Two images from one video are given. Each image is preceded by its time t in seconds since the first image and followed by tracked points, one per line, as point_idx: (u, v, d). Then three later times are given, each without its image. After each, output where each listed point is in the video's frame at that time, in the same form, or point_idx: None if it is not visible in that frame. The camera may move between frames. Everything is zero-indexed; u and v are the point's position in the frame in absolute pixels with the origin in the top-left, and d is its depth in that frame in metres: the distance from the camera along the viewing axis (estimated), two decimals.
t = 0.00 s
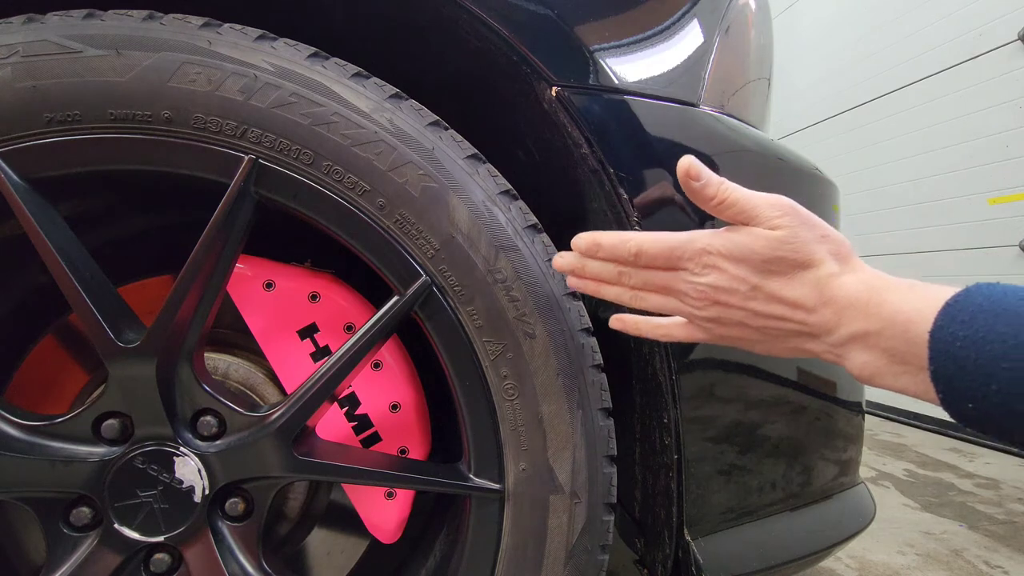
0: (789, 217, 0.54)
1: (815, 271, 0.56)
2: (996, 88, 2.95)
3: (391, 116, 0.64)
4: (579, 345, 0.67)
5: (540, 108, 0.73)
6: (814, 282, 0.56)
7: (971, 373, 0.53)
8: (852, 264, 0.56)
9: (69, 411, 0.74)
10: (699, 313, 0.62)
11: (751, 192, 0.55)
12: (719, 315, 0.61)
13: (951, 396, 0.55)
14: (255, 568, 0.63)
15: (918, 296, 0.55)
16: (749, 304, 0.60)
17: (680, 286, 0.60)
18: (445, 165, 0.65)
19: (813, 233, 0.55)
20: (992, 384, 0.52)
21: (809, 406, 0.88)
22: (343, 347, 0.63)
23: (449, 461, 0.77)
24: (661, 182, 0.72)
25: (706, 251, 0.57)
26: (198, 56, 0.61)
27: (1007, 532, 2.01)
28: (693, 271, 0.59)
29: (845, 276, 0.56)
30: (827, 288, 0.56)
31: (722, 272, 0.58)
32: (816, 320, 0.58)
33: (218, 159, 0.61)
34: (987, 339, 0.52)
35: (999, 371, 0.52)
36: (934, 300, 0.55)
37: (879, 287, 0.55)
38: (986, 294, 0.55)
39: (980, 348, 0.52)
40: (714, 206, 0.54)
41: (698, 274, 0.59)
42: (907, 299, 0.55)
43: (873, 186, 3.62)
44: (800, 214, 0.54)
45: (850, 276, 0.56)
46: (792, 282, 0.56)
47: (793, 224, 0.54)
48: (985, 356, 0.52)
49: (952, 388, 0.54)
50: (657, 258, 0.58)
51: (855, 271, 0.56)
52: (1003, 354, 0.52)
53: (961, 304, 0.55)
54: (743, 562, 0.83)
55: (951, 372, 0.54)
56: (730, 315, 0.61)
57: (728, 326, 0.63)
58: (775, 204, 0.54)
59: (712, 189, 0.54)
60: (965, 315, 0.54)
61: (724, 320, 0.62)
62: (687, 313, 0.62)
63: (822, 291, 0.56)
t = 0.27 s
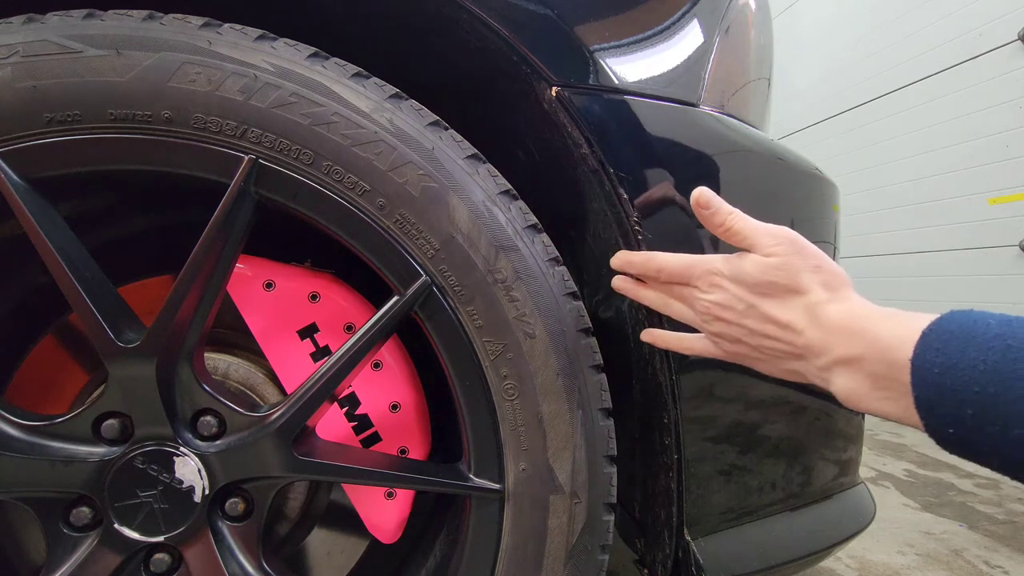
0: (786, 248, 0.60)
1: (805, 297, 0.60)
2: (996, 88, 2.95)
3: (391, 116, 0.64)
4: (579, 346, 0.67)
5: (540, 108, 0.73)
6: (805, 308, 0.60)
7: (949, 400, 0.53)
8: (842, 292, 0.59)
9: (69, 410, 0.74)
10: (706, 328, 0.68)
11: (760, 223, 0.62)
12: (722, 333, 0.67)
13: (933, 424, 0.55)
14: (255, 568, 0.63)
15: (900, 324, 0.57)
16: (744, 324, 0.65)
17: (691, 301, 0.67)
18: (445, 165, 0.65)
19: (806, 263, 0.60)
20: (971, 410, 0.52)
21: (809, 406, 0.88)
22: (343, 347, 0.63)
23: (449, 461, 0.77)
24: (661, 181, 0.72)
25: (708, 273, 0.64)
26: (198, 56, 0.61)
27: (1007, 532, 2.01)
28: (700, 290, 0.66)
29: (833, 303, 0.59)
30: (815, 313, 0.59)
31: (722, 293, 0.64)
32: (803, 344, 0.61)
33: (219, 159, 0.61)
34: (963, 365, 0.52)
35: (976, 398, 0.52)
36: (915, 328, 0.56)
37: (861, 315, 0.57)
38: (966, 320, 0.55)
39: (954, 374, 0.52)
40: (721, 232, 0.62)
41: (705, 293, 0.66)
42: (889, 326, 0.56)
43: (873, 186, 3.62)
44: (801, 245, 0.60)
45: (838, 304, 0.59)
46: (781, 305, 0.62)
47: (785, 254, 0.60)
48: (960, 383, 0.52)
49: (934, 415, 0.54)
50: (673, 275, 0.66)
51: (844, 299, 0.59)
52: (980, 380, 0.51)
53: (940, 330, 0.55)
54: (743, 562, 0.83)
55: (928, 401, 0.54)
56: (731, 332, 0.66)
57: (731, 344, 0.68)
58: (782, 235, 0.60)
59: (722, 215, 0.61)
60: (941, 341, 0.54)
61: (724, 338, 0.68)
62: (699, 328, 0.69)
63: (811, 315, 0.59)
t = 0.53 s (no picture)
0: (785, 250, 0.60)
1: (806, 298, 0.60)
2: (996, 88, 2.95)
3: (391, 116, 0.64)
4: (579, 346, 0.67)
5: (540, 108, 0.73)
6: (805, 309, 0.60)
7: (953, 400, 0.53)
8: (843, 293, 0.59)
9: (69, 410, 0.74)
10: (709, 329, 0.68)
11: (758, 224, 0.62)
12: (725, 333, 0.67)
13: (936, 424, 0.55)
14: (255, 568, 0.63)
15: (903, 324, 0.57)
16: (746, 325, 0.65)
17: (693, 302, 0.68)
18: (446, 165, 0.65)
19: (806, 264, 0.60)
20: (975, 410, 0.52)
21: (809, 406, 0.88)
22: (343, 347, 0.63)
23: (449, 461, 0.77)
24: (661, 181, 0.72)
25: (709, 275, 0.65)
26: (198, 56, 0.61)
27: (1007, 532, 2.01)
28: (700, 292, 0.66)
29: (833, 304, 0.59)
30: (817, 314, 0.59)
31: (723, 295, 0.64)
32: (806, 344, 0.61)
33: (219, 159, 0.61)
34: (968, 364, 0.52)
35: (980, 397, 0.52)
36: (919, 328, 0.56)
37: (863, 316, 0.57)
38: (971, 320, 0.55)
39: (958, 373, 0.52)
40: (719, 234, 0.61)
41: (705, 295, 0.66)
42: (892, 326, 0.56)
43: (873, 186, 3.62)
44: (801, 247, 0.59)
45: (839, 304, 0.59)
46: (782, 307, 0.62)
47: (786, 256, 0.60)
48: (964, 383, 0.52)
49: (937, 416, 0.54)
50: (673, 278, 0.66)
51: (845, 299, 0.59)
52: (985, 380, 0.51)
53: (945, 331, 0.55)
54: (743, 562, 0.83)
55: (932, 401, 0.54)
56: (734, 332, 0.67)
57: (735, 344, 0.68)
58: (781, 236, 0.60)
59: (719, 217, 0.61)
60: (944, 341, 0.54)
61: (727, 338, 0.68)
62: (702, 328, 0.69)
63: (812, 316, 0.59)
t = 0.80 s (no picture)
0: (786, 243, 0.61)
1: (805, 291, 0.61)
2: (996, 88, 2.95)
3: (391, 116, 0.64)
4: (579, 345, 0.67)
5: (540, 108, 0.73)
6: (804, 302, 0.61)
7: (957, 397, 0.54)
8: (842, 287, 0.61)
9: (69, 410, 0.74)
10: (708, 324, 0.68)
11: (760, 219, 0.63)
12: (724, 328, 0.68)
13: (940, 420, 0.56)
14: (255, 568, 0.63)
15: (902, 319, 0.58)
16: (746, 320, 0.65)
17: (694, 297, 0.68)
18: (446, 165, 0.65)
19: (805, 258, 0.61)
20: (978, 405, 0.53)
21: (810, 406, 0.88)
22: (343, 347, 0.63)
23: (449, 461, 0.77)
24: (661, 181, 0.72)
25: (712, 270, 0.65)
26: (198, 56, 0.61)
27: (1007, 532, 2.02)
28: (703, 287, 0.66)
29: (831, 297, 0.60)
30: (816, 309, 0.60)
31: (726, 290, 0.65)
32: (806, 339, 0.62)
33: (219, 159, 0.61)
34: (971, 360, 0.54)
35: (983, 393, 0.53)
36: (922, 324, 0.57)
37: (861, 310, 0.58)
38: (971, 316, 0.56)
39: (963, 369, 0.54)
40: (723, 226, 0.64)
41: (707, 290, 0.66)
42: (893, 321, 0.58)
43: (873, 186, 3.62)
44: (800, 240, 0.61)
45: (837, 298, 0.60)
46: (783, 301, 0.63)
47: (787, 250, 0.61)
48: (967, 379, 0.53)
49: (941, 412, 0.55)
50: (676, 273, 0.66)
51: (845, 293, 0.60)
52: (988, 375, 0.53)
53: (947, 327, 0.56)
54: (743, 562, 0.83)
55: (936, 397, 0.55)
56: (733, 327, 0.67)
57: (734, 339, 0.69)
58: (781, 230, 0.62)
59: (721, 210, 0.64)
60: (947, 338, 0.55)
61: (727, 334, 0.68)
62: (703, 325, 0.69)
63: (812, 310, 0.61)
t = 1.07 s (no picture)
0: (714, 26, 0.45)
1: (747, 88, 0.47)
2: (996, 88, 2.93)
3: (391, 116, 0.64)
4: (579, 345, 0.67)
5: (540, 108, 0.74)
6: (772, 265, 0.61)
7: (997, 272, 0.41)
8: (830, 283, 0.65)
9: (69, 410, 0.74)
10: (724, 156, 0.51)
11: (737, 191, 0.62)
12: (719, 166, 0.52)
13: None
14: (255, 568, 0.63)
15: (874, 128, 0.46)
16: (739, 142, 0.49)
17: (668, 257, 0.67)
18: (446, 165, 0.65)
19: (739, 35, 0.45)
20: None
21: (809, 406, 0.89)
22: (343, 346, 0.63)
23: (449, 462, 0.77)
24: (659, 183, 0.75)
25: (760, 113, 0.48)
26: (198, 56, 0.61)
27: (1007, 532, 2.02)
28: (608, 98, 0.52)
29: (785, 96, 0.47)
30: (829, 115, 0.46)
31: (636, 99, 0.50)
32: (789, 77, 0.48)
33: (218, 159, 0.61)
34: (959, 232, 0.42)
35: None
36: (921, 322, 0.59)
37: (830, 112, 0.46)
38: (978, 129, 0.44)
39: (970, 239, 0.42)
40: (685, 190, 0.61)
41: (617, 102, 0.52)
42: (853, 130, 0.46)
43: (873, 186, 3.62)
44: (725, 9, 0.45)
45: (792, 98, 0.47)
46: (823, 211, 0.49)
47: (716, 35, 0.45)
48: None
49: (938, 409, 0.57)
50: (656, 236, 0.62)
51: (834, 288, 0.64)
52: None
53: (947, 162, 0.43)
54: (744, 563, 0.83)
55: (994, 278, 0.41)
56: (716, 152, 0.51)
57: (766, 194, 0.53)
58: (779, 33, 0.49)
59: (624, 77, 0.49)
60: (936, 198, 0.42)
61: (769, 185, 0.51)
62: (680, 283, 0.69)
63: (822, 110, 0.46)
